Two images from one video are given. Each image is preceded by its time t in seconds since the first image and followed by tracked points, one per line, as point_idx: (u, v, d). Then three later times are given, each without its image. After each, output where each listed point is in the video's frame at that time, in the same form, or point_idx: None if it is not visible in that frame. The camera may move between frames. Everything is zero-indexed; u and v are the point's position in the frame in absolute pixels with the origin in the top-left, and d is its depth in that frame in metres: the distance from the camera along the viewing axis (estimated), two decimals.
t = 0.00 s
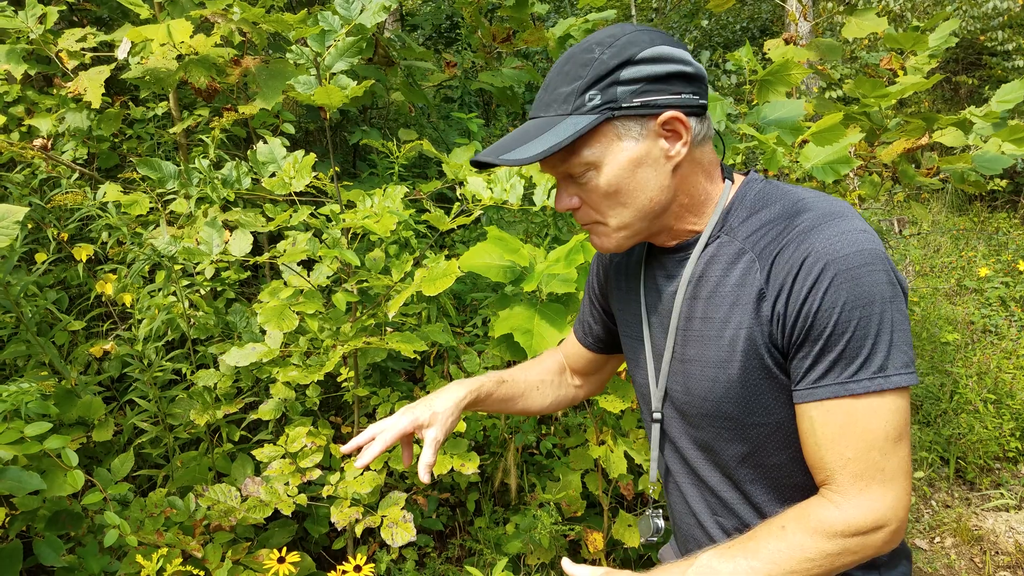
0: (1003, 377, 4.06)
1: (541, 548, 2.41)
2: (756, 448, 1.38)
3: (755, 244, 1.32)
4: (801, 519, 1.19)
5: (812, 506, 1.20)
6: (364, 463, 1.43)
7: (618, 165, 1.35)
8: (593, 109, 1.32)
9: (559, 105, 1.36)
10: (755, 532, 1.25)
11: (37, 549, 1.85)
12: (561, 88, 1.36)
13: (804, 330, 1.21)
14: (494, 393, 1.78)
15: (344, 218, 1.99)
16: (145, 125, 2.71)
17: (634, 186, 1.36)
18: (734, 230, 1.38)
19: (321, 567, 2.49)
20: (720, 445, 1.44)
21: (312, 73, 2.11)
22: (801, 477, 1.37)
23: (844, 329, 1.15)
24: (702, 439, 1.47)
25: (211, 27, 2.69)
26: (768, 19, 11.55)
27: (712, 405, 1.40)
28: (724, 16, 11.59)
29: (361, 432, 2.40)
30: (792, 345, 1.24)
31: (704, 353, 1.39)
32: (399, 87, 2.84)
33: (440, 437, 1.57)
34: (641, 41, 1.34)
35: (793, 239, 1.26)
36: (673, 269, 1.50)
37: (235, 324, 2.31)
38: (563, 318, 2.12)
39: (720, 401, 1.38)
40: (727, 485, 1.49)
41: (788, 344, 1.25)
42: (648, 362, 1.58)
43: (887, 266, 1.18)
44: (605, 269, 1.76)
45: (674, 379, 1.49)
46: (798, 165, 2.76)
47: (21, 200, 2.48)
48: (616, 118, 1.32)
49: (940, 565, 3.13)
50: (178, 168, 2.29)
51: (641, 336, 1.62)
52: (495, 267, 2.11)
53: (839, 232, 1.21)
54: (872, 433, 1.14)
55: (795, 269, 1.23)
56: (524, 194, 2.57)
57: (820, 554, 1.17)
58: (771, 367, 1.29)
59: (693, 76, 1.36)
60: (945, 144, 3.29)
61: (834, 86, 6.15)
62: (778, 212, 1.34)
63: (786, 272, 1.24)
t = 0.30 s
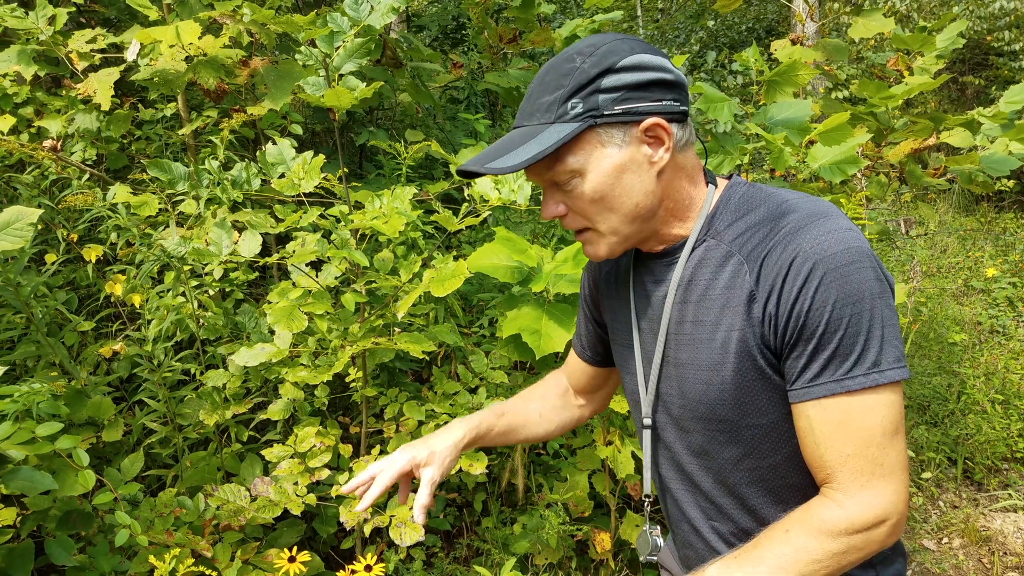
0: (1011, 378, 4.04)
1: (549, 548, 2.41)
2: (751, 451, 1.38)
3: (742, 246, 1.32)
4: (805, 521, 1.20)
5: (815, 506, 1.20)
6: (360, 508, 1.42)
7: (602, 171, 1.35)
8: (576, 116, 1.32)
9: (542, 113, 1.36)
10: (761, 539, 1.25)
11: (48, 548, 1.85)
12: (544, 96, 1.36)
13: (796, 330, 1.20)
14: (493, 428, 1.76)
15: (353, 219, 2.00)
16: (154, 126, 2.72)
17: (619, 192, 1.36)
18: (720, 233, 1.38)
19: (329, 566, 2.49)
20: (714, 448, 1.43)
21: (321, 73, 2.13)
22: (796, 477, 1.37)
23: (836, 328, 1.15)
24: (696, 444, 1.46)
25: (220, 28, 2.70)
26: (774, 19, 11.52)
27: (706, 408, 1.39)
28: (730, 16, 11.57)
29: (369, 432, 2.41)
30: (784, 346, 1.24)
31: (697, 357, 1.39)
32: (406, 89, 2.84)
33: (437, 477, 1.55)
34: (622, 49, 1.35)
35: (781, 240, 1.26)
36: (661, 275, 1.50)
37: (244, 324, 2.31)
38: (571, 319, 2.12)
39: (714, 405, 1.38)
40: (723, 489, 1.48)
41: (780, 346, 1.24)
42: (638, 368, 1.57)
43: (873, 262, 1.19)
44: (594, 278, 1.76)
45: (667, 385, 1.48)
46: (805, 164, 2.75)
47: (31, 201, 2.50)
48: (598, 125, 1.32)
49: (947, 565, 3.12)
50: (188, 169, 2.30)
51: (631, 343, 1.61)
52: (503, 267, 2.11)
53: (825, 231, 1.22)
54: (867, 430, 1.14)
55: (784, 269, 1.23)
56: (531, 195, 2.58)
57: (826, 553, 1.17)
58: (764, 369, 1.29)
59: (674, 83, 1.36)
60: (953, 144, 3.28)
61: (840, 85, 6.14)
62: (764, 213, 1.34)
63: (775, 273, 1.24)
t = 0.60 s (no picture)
0: (1017, 378, 4.03)
1: (555, 546, 2.42)
2: (759, 448, 1.38)
3: (748, 244, 1.33)
4: (819, 519, 1.19)
5: (828, 504, 1.19)
6: (363, 534, 1.49)
7: (608, 169, 1.35)
8: (583, 114, 1.32)
9: (548, 112, 1.36)
10: (776, 541, 1.24)
11: (56, 544, 1.86)
12: (549, 95, 1.36)
13: (804, 326, 1.21)
14: (499, 456, 1.77)
15: (362, 216, 2.00)
16: (161, 124, 2.73)
17: (625, 190, 1.36)
18: (725, 231, 1.38)
19: (336, 564, 2.50)
20: (722, 447, 1.43)
21: (329, 72, 2.13)
22: (803, 475, 1.37)
23: (846, 323, 1.15)
24: (704, 444, 1.46)
25: (228, 26, 2.71)
26: (780, 19, 11.48)
27: (715, 407, 1.39)
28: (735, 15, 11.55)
29: (376, 429, 2.41)
30: (793, 343, 1.24)
31: (704, 356, 1.39)
32: (413, 87, 2.85)
33: (446, 514, 1.59)
34: (626, 48, 1.35)
35: (788, 236, 1.27)
36: (666, 275, 1.50)
37: (252, 322, 2.32)
38: (578, 317, 2.12)
39: (723, 403, 1.38)
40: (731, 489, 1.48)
41: (789, 342, 1.25)
42: (645, 368, 1.57)
43: (879, 257, 1.19)
44: (597, 280, 1.76)
45: (675, 385, 1.48)
46: (812, 164, 2.73)
47: (39, 198, 2.51)
48: (604, 123, 1.33)
49: (953, 565, 3.12)
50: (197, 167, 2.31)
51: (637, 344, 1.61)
52: (511, 265, 2.11)
53: (831, 227, 1.23)
54: (878, 425, 1.14)
55: (792, 266, 1.23)
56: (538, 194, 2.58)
57: (842, 551, 1.16)
58: (772, 366, 1.29)
59: (678, 81, 1.36)
60: (960, 144, 3.26)
61: (847, 85, 6.12)
62: (770, 210, 1.35)
63: (783, 270, 1.25)
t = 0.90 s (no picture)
0: (1020, 376, 4.03)
1: (558, 546, 2.42)
2: (768, 448, 1.38)
3: (759, 243, 1.33)
4: (829, 518, 1.19)
5: (839, 503, 1.19)
6: (371, 528, 1.50)
7: (621, 164, 1.35)
8: (595, 109, 1.32)
9: (560, 106, 1.36)
10: (786, 539, 1.24)
11: (61, 545, 1.87)
12: (561, 90, 1.36)
13: (816, 325, 1.21)
14: (508, 453, 1.77)
15: (365, 217, 2.00)
16: (164, 125, 2.73)
17: (637, 185, 1.36)
18: (736, 230, 1.38)
19: (340, 564, 2.50)
20: (732, 446, 1.43)
21: (333, 72, 2.14)
22: (812, 474, 1.38)
23: (857, 322, 1.16)
24: (712, 442, 1.46)
25: (231, 26, 2.71)
26: (781, 18, 11.47)
27: (725, 406, 1.40)
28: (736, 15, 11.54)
29: (379, 429, 2.42)
30: (804, 341, 1.24)
31: (715, 354, 1.39)
32: (416, 88, 2.85)
33: (455, 510, 1.58)
34: (638, 44, 1.35)
35: (800, 236, 1.27)
36: (675, 274, 1.50)
37: (255, 322, 2.32)
38: (581, 316, 2.12)
39: (733, 402, 1.38)
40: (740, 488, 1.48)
41: (801, 340, 1.25)
42: (654, 367, 1.57)
43: (891, 257, 1.20)
44: (606, 278, 1.76)
45: (685, 383, 1.48)
46: (813, 163, 2.74)
47: (42, 199, 2.51)
48: (617, 118, 1.32)
49: (956, 564, 3.12)
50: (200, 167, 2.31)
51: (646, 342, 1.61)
52: (515, 265, 2.11)
53: (843, 226, 1.23)
54: (890, 424, 1.14)
55: (804, 265, 1.24)
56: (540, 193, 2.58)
57: (852, 550, 1.16)
58: (783, 365, 1.29)
59: (690, 77, 1.37)
60: (962, 142, 3.26)
61: (849, 84, 6.12)
62: (781, 210, 1.35)
63: (795, 268, 1.25)
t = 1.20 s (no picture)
0: (1020, 375, 4.03)
1: (560, 545, 2.41)
2: (782, 444, 1.39)
3: (775, 239, 1.34)
4: (837, 511, 1.19)
5: (848, 497, 1.19)
6: (374, 534, 1.51)
7: (641, 153, 1.34)
8: (617, 97, 1.32)
9: (580, 95, 1.36)
10: (795, 531, 1.24)
11: (63, 544, 1.87)
12: (581, 80, 1.36)
13: (832, 320, 1.22)
14: (511, 456, 1.78)
15: (367, 215, 1.99)
16: (165, 124, 2.73)
17: (657, 176, 1.35)
18: (750, 226, 1.39)
19: (341, 563, 2.50)
20: (744, 442, 1.44)
21: (334, 70, 2.14)
22: (825, 471, 1.38)
23: (872, 317, 1.16)
24: (725, 439, 1.47)
25: (232, 25, 2.71)
26: (781, 17, 11.47)
27: (740, 401, 1.40)
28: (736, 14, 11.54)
29: (381, 428, 2.42)
30: (820, 336, 1.25)
31: (730, 350, 1.40)
32: (417, 87, 2.85)
33: (457, 514, 1.59)
34: (657, 36, 1.36)
35: (816, 231, 1.28)
36: (688, 272, 1.51)
37: (257, 321, 2.32)
38: (583, 315, 2.12)
39: (748, 397, 1.39)
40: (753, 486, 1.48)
41: (817, 336, 1.26)
42: (668, 364, 1.58)
43: (906, 254, 1.20)
44: (615, 278, 1.77)
45: (699, 379, 1.49)
46: (815, 161, 2.74)
47: (44, 199, 2.51)
48: (638, 107, 1.32)
49: (958, 562, 3.11)
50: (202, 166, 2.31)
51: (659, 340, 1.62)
52: (517, 263, 2.11)
53: (860, 222, 1.23)
54: (902, 419, 1.14)
55: (820, 260, 1.24)
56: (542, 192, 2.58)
57: (861, 544, 1.16)
58: (798, 360, 1.30)
59: (707, 72, 1.38)
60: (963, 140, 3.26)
61: (848, 84, 6.13)
62: (796, 206, 1.36)
63: (811, 264, 1.26)
